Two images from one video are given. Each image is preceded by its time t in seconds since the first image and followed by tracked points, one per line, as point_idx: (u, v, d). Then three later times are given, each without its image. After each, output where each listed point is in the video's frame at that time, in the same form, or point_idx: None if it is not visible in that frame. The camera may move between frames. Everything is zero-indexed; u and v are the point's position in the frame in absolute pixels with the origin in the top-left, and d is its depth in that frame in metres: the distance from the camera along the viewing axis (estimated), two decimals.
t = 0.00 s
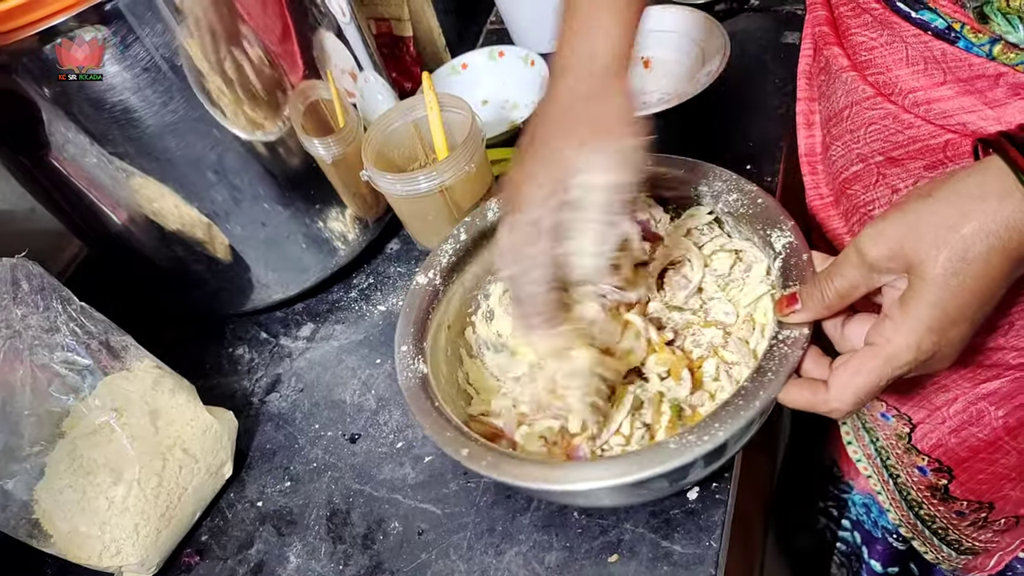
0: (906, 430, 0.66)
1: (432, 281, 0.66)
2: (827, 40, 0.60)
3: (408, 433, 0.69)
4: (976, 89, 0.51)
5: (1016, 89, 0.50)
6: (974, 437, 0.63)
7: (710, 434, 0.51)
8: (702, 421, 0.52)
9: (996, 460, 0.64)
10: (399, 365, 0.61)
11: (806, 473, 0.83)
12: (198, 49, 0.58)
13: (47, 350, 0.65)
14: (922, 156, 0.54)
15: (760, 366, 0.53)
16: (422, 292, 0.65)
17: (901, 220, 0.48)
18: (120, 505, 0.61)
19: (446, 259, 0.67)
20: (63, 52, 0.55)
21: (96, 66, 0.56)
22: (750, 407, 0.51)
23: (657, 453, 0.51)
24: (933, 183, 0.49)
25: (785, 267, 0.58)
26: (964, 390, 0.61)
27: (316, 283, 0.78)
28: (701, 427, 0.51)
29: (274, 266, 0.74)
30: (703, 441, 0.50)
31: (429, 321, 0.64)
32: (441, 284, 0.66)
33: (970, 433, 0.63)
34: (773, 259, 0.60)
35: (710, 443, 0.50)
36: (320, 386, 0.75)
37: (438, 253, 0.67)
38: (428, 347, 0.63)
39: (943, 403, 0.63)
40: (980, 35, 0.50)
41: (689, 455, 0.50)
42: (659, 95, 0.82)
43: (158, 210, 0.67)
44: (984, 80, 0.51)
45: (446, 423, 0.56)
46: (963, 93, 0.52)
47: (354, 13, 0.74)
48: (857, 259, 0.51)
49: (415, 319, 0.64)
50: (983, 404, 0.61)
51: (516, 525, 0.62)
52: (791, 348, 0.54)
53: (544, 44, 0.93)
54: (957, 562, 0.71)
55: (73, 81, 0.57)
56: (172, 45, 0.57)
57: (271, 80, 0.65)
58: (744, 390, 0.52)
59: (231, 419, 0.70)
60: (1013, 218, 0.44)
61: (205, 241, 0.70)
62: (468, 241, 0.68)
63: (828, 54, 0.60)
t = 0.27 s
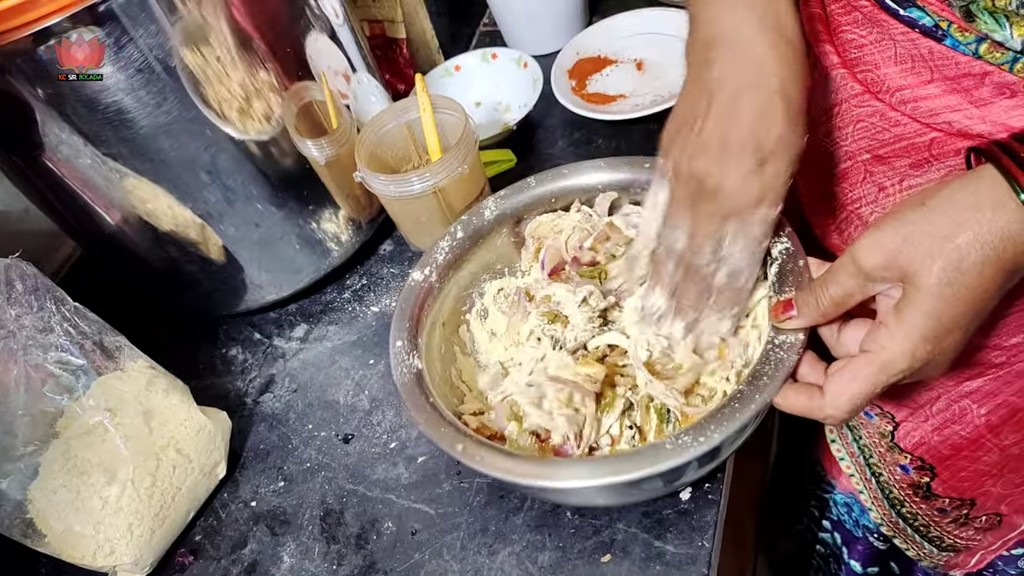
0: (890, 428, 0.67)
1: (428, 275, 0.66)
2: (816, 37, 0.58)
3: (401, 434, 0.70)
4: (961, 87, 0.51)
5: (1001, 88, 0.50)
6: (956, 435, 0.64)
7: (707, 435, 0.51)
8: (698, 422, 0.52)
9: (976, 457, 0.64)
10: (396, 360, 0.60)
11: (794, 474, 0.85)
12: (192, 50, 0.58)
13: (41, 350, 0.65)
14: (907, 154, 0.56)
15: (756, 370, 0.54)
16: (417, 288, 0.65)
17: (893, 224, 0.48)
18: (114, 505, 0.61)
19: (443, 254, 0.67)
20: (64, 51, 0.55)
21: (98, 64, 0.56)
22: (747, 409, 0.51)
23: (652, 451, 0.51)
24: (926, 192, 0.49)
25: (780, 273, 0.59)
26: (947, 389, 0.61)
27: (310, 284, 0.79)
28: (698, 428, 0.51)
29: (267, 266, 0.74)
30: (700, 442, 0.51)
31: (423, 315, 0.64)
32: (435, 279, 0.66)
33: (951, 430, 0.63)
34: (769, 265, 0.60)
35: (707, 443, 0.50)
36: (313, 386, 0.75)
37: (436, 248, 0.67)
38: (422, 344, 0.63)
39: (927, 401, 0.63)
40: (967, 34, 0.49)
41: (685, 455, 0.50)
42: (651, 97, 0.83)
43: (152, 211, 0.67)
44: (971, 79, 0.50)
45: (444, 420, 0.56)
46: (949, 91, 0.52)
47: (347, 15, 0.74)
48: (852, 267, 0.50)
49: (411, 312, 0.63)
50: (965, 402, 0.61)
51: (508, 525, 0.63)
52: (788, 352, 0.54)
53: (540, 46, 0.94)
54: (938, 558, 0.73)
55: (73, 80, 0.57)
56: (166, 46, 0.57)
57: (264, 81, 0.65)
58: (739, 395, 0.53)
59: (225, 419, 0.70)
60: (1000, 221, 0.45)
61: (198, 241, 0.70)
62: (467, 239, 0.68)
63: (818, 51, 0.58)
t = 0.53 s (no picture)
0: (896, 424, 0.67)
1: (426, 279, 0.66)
2: (820, 37, 0.61)
3: (400, 430, 0.70)
4: (966, 87, 0.51)
5: (1006, 87, 0.49)
6: (962, 434, 0.64)
7: (718, 439, 0.51)
8: (710, 425, 0.52)
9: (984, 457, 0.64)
10: (397, 370, 0.60)
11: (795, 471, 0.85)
12: (192, 49, 0.59)
13: (42, 347, 0.66)
14: (912, 154, 0.55)
15: (763, 372, 0.54)
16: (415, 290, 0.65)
17: (893, 225, 0.49)
18: (114, 501, 0.62)
19: (439, 256, 0.67)
20: (61, 54, 0.55)
21: (97, 64, 0.56)
22: (756, 412, 0.51)
23: (665, 459, 0.51)
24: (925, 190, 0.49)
25: (782, 273, 0.59)
26: (952, 388, 0.62)
27: (309, 281, 0.79)
28: (710, 431, 0.51)
29: (267, 264, 0.75)
30: (711, 446, 0.51)
31: (423, 319, 0.64)
32: (432, 282, 0.66)
33: (958, 428, 0.64)
34: (771, 264, 0.60)
35: (718, 448, 0.50)
36: (312, 383, 0.75)
37: (431, 250, 0.67)
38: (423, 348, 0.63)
39: (931, 398, 0.64)
40: (972, 32, 0.49)
41: (697, 460, 0.50)
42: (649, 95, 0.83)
43: (152, 209, 0.67)
44: (976, 78, 0.51)
45: (449, 430, 0.56)
46: (954, 91, 0.52)
47: (346, 14, 0.75)
48: (856, 267, 0.51)
49: (411, 317, 0.63)
50: (972, 401, 0.62)
51: (507, 521, 0.63)
52: (793, 353, 0.54)
53: (538, 43, 0.94)
54: (943, 559, 0.72)
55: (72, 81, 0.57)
56: (166, 45, 0.58)
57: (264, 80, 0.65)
58: (749, 396, 0.52)
59: (224, 416, 0.71)
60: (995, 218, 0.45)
61: (198, 239, 0.70)
62: (462, 240, 0.68)
63: (822, 52, 0.60)
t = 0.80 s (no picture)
0: (892, 417, 0.68)
1: (427, 273, 0.65)
2: (815, 31, 0.60)
3: (400, 429, 0.70)
4: (958, 81, 0.51)
5: (997, 81, 0.50)
6: (957, 425, 0.64)
7: (720, 426, 0.51)
8: (710, 414, 0.52)
9: (979, 448, 0.65)
10: (398, 357, 0.60)
11: (797, 466, 0.85)
12: (190, 48, 0.59)
13: (41, 347, 0.66)
14: (905, 147, 0.56)
15: (764, 361, 0.54)
16: (414, 284, 0.64)
17: (893, 220, 0.48)
18: (113, 502, 0.62)
19: (438, 250, 0.67)
20: (61, 54, 0.55)
21: (97, 64, 0.56)
22: (758, 401, 0.51)
23: (665, 445, 0.51)
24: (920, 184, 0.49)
25: (784, 268, 0.59)
26: (947, 377, 0.63)
27: (309, 279, 0.79)
28: (711, 419, 0.51)
29: (266, 263, 0.74)
30: (712, 433, 0.51)
31: (425, 313, 0.64)
32: (434, 276, 0.66)
33: (953, 420, 0.64)
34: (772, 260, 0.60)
35: (720, 435, 0.50)
36: (312, 382, 0.75)
37: (431, 244, 0.67)
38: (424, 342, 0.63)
39: (928, 390, 0.64)
40: (962, 27, 0.49)
41: (698, 446, 0.50)
42: (648, 92, 0.83)
43: (151, 208, 0.67)
44: (966, 72, 0.51)
45: (451, 418, 0.56)
46: (945, 85, 0.52)
47: (345, 12, 0.75)
48: (857, 262, 0.50)
49: (410, 309, 0.63)
50: (966, 391, 0.63)
51: (507, 520, 0.63)
52: (794, 345, 0.54)
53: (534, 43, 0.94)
54: (939, 550, 0.72)
55: (73, 81, 0.57)
56: (164, 43, 0.57)
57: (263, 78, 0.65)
58: (750, 386, 0.53)
59: (224, 416, 0.70)
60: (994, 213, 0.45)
61: (197, 238, 0.70)
62: (462, 236, 0.68)
63: (817, 46, 0.60)
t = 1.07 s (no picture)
0: (898, 417, 0.68)
1: (423, 282, 0.65)
2: (819, 32, 0.60)
3: (402, 431, 0.70)
4: (962, 80, 0.51)
5: (1001, 80, 0.49)
6: (965, 423, 0.64)
7: (714, 424, 0.51)
8: (703, 412, 0.52)
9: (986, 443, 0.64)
10: (395, 371, 0.60)
11: (802, 461, 0.86)
12: (191, 47, 0.58)
13: (41, 348, 0.65)
14: (910, 146, 0.55)
15: (757, 356, 0.54)
16: (411, 294, 0.64)
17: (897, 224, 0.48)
18: (113, 504, 0.61)
19: (433, 263, 0.66)
20: (61, 54, 0.55)
21: (97, 64, 0.56)
22: (750, 395, 0.51)
23: (657, 445, 0.51)
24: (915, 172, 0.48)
25: (773, 258, 0.58)
26: (953, 376, 0.62)
27: (309, 281, 0.78)
28: (704, 418, 0.51)
29: (267, 264, 0.74)
30: (707, 431, 0.50)
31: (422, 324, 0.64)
32: (429, 287, 0.65)
33: (959, 416, 0.64)
34: (762, 251, 0.60)
35: (714, 432, 0.50)
36: (313, 384, 0.75)
37: (425, 258, 0.67)
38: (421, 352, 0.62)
39: (934, 388, 0.64)
40: (964, 26, 0.48)
41: (693, 444, 0.50)
42: (650, 93, 0.83)
43: (151, 208, 0.67)
44: (971, 72, 0.50)
45: (444, 425, 0.56)
46: (949, 84, 0.52)
47: (346, 12, 0.74)
48: (850, 252, 0.50)
49: (408, 322, 0.63)
50: (973, 390, 0.62)
51: (509, 522, 0.63)
52: (786, 336, 0.54)
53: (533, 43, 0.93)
54: (950, 549, 0.70)
55: (72, 81, 0.57)
56: (164, 44, 0.57)
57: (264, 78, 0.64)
58: (743, 381, 0.52)
59: (225, 417, 0.70)
60: (997, 215, 0.45)
61: (198, 239, 0.70)
62: (457, 244, 0.67)
63: (821, 46, 0.60)
